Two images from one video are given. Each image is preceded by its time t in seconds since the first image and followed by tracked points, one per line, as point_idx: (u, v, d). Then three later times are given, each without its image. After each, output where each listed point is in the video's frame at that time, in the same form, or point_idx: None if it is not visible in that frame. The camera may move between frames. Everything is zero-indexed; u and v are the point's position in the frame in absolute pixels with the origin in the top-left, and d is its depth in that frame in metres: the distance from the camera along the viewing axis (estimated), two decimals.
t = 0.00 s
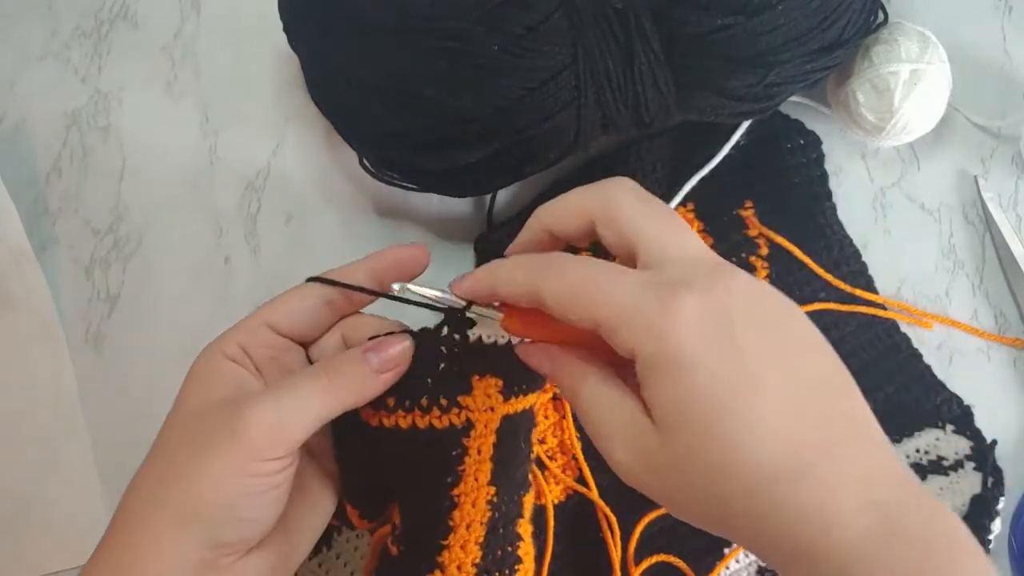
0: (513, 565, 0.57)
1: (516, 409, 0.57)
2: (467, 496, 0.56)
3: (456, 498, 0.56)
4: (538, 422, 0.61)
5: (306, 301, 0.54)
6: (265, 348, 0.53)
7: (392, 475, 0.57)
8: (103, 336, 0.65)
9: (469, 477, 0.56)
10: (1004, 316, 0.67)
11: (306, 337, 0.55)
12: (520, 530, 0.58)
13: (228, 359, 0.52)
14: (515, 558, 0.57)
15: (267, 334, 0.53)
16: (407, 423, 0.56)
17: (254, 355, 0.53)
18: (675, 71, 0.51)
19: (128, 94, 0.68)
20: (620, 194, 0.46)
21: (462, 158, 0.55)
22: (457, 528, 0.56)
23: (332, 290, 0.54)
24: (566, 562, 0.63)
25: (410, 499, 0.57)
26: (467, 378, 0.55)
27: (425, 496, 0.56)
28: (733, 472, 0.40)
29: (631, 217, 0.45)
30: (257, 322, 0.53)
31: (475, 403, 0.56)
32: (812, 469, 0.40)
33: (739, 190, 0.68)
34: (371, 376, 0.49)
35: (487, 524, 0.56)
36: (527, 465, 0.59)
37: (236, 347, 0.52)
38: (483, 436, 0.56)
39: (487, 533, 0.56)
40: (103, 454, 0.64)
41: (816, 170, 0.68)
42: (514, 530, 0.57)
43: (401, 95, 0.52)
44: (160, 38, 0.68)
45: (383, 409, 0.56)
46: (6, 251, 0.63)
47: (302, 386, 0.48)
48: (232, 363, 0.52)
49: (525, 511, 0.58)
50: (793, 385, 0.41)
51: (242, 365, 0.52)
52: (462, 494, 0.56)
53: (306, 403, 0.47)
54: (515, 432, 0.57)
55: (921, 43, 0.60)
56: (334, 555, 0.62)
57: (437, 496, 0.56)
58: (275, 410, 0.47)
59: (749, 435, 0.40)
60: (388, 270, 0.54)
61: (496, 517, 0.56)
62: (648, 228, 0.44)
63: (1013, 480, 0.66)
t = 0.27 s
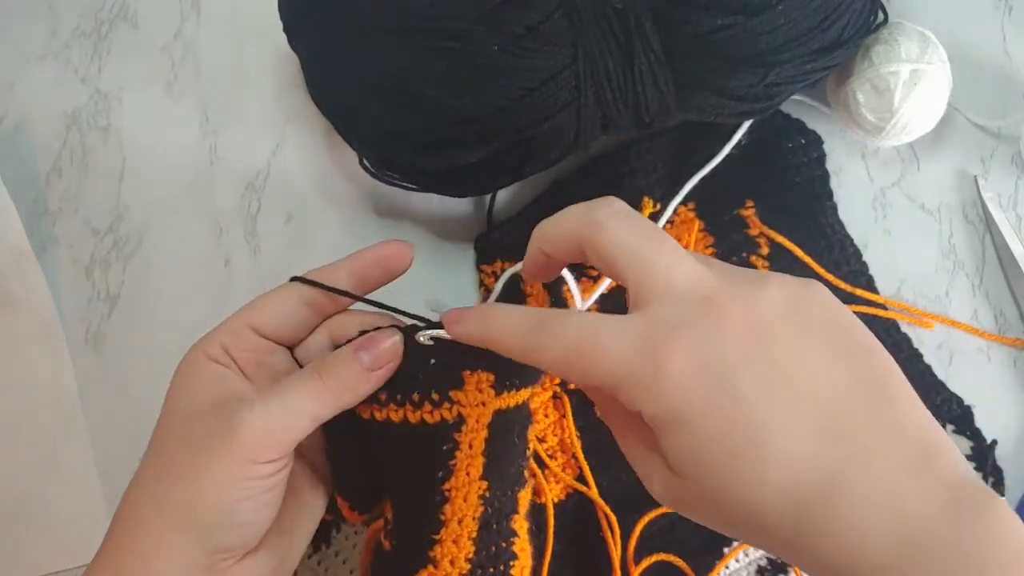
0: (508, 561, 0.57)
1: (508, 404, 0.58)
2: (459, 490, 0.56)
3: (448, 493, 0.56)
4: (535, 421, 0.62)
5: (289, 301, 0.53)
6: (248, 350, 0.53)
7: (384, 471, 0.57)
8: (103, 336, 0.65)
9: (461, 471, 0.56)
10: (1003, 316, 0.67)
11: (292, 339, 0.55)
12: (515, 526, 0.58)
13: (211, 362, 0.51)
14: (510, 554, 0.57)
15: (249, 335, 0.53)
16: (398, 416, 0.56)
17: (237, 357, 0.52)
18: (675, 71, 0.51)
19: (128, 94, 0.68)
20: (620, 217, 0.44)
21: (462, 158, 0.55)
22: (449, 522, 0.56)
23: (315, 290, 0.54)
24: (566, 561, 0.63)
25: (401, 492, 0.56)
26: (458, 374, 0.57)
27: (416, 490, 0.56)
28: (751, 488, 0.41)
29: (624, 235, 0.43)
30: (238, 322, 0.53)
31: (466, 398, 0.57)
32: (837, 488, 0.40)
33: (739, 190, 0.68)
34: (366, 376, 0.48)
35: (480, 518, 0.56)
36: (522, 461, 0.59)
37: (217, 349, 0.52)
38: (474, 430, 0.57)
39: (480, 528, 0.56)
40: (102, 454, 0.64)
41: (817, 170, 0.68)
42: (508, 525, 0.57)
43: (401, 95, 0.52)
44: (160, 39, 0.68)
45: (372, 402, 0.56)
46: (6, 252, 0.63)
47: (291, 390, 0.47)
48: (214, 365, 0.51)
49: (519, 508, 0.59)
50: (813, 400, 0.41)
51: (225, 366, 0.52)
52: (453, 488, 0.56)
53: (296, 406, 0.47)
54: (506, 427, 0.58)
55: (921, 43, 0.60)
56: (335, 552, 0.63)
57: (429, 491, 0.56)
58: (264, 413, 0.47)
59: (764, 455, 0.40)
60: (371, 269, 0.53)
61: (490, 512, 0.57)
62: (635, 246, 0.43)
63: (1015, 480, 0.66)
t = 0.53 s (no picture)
0: (514, 561, 0.57)
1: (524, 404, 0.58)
2: (469, 488, 0.56)
3: (458, 490, 0.56)
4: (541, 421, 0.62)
5: (268, 299, 0.53)
6: (233, 356, 0.52)
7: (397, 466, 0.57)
8: (103, 336, 0.65)
9: (472, 469, 0.56)
10: (1003, 316, 0.67)
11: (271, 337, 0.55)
12: (522, 526, 0.58)
13: (198, 372, 0.50)
14: (516, 554, 0.57)
15: (231, 341, 0.52)
16: (412, 411, 0.57)
17: (224, 364, 0.52)
18: (674, 71, 0.51)
19: (128, 94, 0.68)
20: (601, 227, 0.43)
21: (463, 158, 0.55)
22: (459, 519, 0.56)
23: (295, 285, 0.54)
24: (564, 561, 0.63)
25: (410, 487, 0.57)
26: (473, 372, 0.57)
27: (427, 486, 0.57)
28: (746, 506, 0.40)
29: (605, 243, 0.42)
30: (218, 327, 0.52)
31: (482, 396, 0.57)
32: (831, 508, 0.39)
33: (738, 190, 0.68)
34: (389, 389, 0.48)
35: (490, 517, 0.56)
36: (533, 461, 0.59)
37: (202, 357, 0.51)
38: (489, 428, 0.57)
39: (489, 526, 0.56)
40: (103, 454, 0.64)
41: (817, 170, 0.68)
42: (516, 525, 0.58)
43: (401, 95, 0.52)
44: (160, 39, 0.68)
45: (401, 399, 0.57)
46: (6, 252, 0.63)
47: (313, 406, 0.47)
48: (204, 375, 0.50)
49: (527, 509, 0.59)
50: (799, 417, 0.40)
51: (214, 374, 0.51)
52: (464, 485, 0.56)
53: (314, 423, 0.47)
54: (520, 427, 0.58)
55: (922, 43, 0.60)
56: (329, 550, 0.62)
57: (439, 488, 0.56)
58: (283, 433, 0.47)
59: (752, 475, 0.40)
60: (350, 258, 0.54)
61: (499, 511, 0.57)
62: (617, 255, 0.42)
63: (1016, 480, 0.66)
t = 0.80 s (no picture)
0: (519, 561, 0.58)
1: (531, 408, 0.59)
2: (477, 489, 0.58)
3: (467, 490, 0.58)
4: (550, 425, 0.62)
5: (259, 322, 0.52)
6: (246, 388, 0.51)
7: (404, 467, 0.58)
8: (103, 336, 0.65)
9: (481, 470, 0.58)
10: (1003, 316, 0.67)
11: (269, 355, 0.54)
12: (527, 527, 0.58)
13: (222, 417, 0.50)
14: (521, 554, 0.58)
15: (241, 374, 0.51)
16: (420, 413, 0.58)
17: (242, 400, 0.51)
18: (674, 71, 0.51)
19: (128, 94, 0.68)
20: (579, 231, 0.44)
21: (463, 158, 0.55)
22: (466, 519, 0.57)
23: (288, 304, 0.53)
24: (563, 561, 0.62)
25: (417, 487, 0.58)
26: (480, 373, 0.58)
27: (435, 486, 0.58)
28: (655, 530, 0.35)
29: (590, 243, 0.43)
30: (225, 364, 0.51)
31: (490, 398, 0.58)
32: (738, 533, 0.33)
33: (739, 191, 0.68)
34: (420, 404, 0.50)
35: (496, 517, 0.58)
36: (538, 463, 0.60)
37: (221, 402, 0.50)
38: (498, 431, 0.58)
39: (496, 527, 0.58)
40: (102, 454, 0.64)
41: (817, 169, 0.68)
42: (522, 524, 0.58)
43: (402, 95, 0.52)
44: (160, 39, 0.68)
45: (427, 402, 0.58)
46: (6, 251, 0.63)
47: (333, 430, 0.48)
48: (229, 418, 0.50)
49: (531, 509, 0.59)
50: (696, 457, 0.35)
51: (238, 413, 0.50)
52: (472, 486, 0.58)
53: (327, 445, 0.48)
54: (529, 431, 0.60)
55: (922, 43, 0.60)
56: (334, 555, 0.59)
57: (448, 489, 0.58)
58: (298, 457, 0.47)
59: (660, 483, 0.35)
60: (336, 256, 0.54)
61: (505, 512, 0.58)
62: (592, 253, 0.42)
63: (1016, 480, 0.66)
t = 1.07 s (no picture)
0: (520, 553, 0.56)
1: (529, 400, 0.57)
2: (475, 483, 0.56)
3: (465, 485, 0.56)
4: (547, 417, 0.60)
5: (267, 310, 0.53)
6: (241, 371, 0.52)
7: (403, 458, 0.57)
8: (103, 336, 0.65)
9: (478, 464, 0.56)
10: (1003, 316, 0.67)
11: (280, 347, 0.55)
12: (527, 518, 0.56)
13: (206, 393, 0.51)
14: (522, 546, 0.56)
15: (240, 355, 0.52)
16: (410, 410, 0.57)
17: (233, 380, 0.52)
18: (674, 71, 0.51)
19: (128, 94, 0.68)
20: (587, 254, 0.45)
21: (463, 158, 0.55)
22: (464, 513, 0.56)
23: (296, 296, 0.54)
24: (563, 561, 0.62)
25: (414, 481, 0.57)
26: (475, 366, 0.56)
27: (433, 480, 0.56)
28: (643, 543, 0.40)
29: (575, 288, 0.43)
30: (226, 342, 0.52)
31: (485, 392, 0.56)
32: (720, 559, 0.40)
33: (742, 187, 0.68)
34: (373, 393, 0.49)
35: (495, 511, 0.56)
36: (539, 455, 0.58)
37: (210, 374, 0.51)
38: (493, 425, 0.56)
39: (494, 520, 0.56)
40: (102, 454, 0.64)
41: (824, 164, 0.68)
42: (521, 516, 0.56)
43: (401, 95, 0.52)
44: (160, 38, 0.68)
45: (397, 400, 0.57)
46: (6, 251, 0.63)
47: (312, 428, 0.48)
48: (212, 394, 0.51)
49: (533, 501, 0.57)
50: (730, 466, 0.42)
51: (224, 393, 0.51)
52: (470, 480, 0.56)
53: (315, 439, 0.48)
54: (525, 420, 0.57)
55: (922, 43, 0.60)
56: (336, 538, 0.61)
57: (444, 484, 0.56)
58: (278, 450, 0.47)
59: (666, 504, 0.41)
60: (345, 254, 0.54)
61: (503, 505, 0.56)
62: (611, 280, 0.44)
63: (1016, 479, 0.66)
